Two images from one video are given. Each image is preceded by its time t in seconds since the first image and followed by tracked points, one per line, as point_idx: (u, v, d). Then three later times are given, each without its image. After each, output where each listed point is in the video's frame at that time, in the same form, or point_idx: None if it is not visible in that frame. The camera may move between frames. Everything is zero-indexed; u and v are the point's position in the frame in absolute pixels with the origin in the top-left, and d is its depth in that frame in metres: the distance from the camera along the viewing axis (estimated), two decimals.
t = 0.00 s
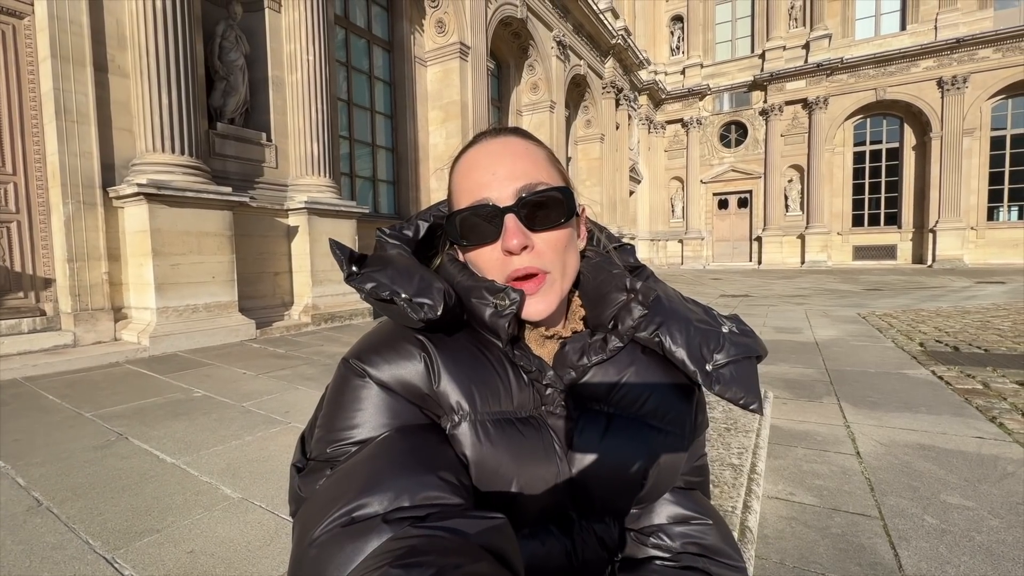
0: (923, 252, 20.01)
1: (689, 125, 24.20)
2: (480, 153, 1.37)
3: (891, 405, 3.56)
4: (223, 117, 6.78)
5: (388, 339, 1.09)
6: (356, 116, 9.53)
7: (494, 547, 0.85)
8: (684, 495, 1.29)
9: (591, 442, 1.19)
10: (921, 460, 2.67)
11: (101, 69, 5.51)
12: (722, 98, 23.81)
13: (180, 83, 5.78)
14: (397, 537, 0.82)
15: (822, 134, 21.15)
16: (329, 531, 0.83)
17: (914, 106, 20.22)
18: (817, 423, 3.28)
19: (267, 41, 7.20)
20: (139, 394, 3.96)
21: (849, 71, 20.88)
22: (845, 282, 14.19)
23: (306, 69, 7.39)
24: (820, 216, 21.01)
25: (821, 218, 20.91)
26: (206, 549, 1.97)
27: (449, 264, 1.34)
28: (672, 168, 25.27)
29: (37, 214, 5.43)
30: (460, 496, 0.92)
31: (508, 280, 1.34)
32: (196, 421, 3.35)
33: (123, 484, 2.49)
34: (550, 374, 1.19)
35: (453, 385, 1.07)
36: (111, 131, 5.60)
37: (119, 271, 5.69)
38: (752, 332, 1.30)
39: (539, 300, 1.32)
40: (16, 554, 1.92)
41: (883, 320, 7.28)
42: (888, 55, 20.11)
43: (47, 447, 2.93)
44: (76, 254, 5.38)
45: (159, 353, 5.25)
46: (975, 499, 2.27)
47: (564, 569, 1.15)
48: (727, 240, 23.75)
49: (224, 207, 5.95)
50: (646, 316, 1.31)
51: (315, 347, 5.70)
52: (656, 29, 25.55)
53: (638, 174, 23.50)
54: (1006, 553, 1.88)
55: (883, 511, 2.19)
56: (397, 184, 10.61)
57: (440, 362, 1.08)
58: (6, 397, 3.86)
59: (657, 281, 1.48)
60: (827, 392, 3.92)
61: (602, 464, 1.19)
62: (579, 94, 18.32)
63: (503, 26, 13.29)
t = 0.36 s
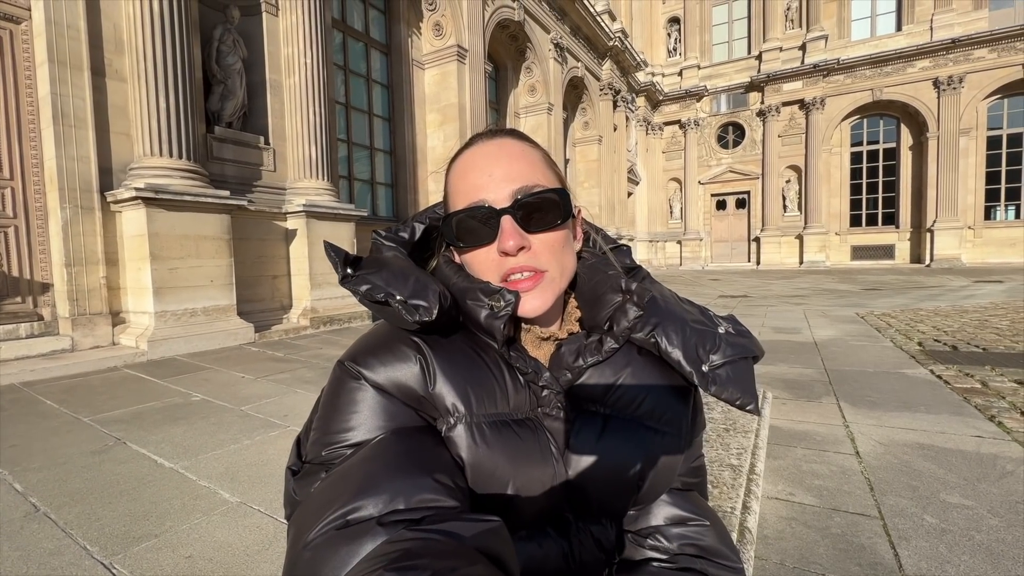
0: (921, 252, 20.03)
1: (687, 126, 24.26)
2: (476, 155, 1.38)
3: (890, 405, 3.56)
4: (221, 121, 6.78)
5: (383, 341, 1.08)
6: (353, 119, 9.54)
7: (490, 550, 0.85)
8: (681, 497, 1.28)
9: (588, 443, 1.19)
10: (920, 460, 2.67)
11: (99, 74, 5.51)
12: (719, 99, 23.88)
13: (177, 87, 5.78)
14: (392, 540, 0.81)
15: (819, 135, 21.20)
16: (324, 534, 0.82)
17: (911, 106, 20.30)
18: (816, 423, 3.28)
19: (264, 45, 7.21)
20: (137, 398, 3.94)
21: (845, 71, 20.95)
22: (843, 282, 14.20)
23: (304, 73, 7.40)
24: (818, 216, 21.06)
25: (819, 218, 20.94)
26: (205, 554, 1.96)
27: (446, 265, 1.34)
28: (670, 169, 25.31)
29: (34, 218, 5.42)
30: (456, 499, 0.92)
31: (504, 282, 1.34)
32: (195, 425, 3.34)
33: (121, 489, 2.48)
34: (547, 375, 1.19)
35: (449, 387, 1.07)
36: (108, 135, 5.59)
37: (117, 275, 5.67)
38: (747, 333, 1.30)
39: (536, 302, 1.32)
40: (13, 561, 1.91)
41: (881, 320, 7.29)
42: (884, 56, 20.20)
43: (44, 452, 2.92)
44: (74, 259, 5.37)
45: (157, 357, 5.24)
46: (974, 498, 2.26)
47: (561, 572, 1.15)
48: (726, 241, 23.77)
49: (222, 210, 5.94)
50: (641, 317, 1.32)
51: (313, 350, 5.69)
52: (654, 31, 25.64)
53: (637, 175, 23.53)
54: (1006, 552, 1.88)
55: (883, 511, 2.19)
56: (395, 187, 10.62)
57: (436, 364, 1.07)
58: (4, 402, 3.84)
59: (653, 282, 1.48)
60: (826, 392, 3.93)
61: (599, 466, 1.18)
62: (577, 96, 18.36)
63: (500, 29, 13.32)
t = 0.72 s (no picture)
0: (921, 250, 20.00)
1: (686, 125, 24.26)
2: (474, 155, 1.38)
3: (891, 403, 3.56)
4: (220, 123, 6.78)
5: (382, 342, 1.08)
6: (352, 120, 9.54)
7: (490, 551, 0.85)
8: (681, 496, 1.28)
9: (588, 443, 1.19)
10: (922, 458, 2.67)
11: (98, 77, 5.51)
12: (718, 98, 23.88)
13: (177, 89, 5.79)
14: (391, 542, 0.81)
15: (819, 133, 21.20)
16: (323, 535, 0.83)
17: (910, 104, 20.29)
18: (817, 422, 3.27)
19: (263, 47, 7.21)
20: (138, 401, 3.94)
21: (844, 70, 20.95)
22: (844, 280, 14.19)
23: (303, 74, 7.40)
24: (818, 215, 21.06)
25: (819, 217, 20.94)
26: (207, 555, 1.96)
27: (444, 266, 1.34)
28: (670, 169, 25.31)
29: (35, 222, 5.42)
30: (455, 500, 0.92)
31: (503, 281, 1.35)
32: (196, 427, 3.34)
33: (123, 491, 2.48)
34: (546, 376, 1.19)
35: (448, 388, 1.07)
36: (108, 138, 5.60)
37: (117, 277, 5.68)
38: (746, 331, 1.30)
39: (534, 302, 1.32)
40: (15, 564, 1.91)
41: (882, 318, 7.29)
42: (883, 54, 20.20)
43: (45, 455, 2.92)
44: (74, 261, 5.37)
45: (157, 359, 5.24)
46: (976, 496, 2.26)
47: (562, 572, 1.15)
48: (726, 240, 23.77)
49: (222, 212, 5.94)
50: (640, 316, 1.32)
51: (314, 351, 5.70)
52: (652, 31, 25.66)
53: (637, 175, 23.51)
54: (1009, 549, 1.88)
55: (885, 509, 2.19)
56: (394, 188, 10.62)
57: (435, 365, 1.08)
58: (5, 406, 3.85)
59: (651, 282, 1.48)
60: (827, 390, 3.92)
61: (600, 465, 1.18)
62: (576, 95, 18.36)
63: (498, 29, 13.32)
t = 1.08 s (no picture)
0: (922, 249, 19.97)
1: (687, 125, 24.26)
2: (478, 149, 1.37)
3: (892, 403, 3.55)
4: (221, 123, 6.79)
5: (379, 340, 1.09)
6: (352, 121, 9.55)
7: (489, 547, 0.85)
8: (678, 490, 1.29)
9: (585, 439, 1.19)
10: (922, 457, 2.67)
11: (99, 77, 5.52)
12: (719, 98, 23.87)
13: (177, 89, 5.79)
14: (390, 538, 0.81)
15: (820, 133, 21.18)
16: (322, 532, 0.83)
17: (911, 103, 20.26)
18: (817, 421, 3.27)
19: (263, 47, 7.22)
20: (139, 401, 3.95)
21: (845, 69, 20.93)
22: (845, 280, 14.17)
23: (303, 74, 7.41)
24: (818, 214, 21.04)
25: (819, 216, 20.92)
26: (207, 555, 1.97)
27: (443, 263, 1.34)
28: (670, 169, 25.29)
29: (36, 222, 5.43)
30: (454, 496, 0.93)
31: (504, 276, 1.35)
32: (196, 427, 3.34)
33: (124, 491, 2.49)
34: (544, 373, 1.19)
35: (446, 385, 1.07)
36: (108, 138, 5.60)
37: (118, 278, 5.69)
38: (743, 324, 1.30)
39: (535, 298, 1.32)
40: (16, 563, 1.91)
41: (883, 318, 7.28)
42: (884, 53, 20.18)
43: (47, 455, 2.93)
44: (75, 262, 5.38)
45: (158, 359, 5.24)
46: (977, 495, 2.26)
47: (561, 567, 1.15)
48: (726, 240, 23.77)
49: (222, 213, 5.95)
50: (635, 311, 1.31)
51: (314, 351, 5.70)
52: (652, 31, 25.65)
53: (637, 175, 23.48)
54: (1009, 548, 1.88)
55: (885, 508, 2.19)
56: (395, 188, 10.63)
57: (433, 363, 1.08)
58: (5, 406, 3.85)
59: (648, 277, 1.48)
60: (827, 390, 3.92)
61: (597, 461, 1.18)
62: (576, 95, 18.36)
63: (499, 29, 13.32)
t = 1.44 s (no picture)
0: (923, 249, 19.93)
1: (688, 124, 24.22)
2: (496, 144, 1.36)
3: (893, 403, 3.55)
4: (222, 121, 6.79)
5: (378, 340, 1.08)
6: (353, 119, 9.53)
7: (487, 547, 0.85)
8: (679, 491, 1.29)
9: (585, 439, 1.19)
10: (923, 457, 2.66)
11: (100, 75, 5.52)
12: (720, 97, 23.83)
13: (178, 87, 5.79)
14: (389, 539, 0.81)
15: (821, 132, 21.14)
16: (320, 533, 0.83)
17: (913, 103, 20.22)
18: (818, 421, 3.26)
19: (265, 46, 7.21)
20: (139, 399, 3.95)
21: (847, 68, 20.90)
22: (846, 280, 14.15)
23: (304, 72, 7.40)
24: (819, 214, 21.00)
25: (820, 216, 20.89)
26: (207, 553, 1.97)
27: (445, 261, 1.34)
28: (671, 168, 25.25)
29: (36, 220, 5.43)
30: (453, 497, 0.92)
31: (514, 276, 1.34)
32: (197, 425, 3.35)
33: (126, 488, 2.49)
34: (545, 372, 1.19)
35: (445, 385, 1.07)
36: (109, 137, 5.60)
37: (119, 276, 5.69)
38: (744, 325, 1.30)
39: (542, 299, 1.33)
40: (17, 560, 1.92)
41: (883, 317, 7.28)
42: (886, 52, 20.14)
43: (48, 453, 2.93)
44: (76, 260, 5.38)
45: (159, 357, 5.25)
46: (977, 495, 2.26)
47: (560, 567, 1.15)
48: (727, 239, 23.75)
49: (223, 211, 5.94)
50: (636, 312, 1.31)
51: (315, 350, 5.71)
52: (654, 29, 25.61)
53: (638, 173, 23.45)
54: (1010, 549, 1.87)
55: (886, 508, 2.19)
56: (395, 187, 10.62)
57: (433, 363, 1.08)
58: (5, 404, 3.85)
59: (649, 277, 1.48)
60: (828, 390, 3.92)
61: (597, 460, 1.19)
62: (577, 94, 18.33)
63: (500, 28, 13.31)
